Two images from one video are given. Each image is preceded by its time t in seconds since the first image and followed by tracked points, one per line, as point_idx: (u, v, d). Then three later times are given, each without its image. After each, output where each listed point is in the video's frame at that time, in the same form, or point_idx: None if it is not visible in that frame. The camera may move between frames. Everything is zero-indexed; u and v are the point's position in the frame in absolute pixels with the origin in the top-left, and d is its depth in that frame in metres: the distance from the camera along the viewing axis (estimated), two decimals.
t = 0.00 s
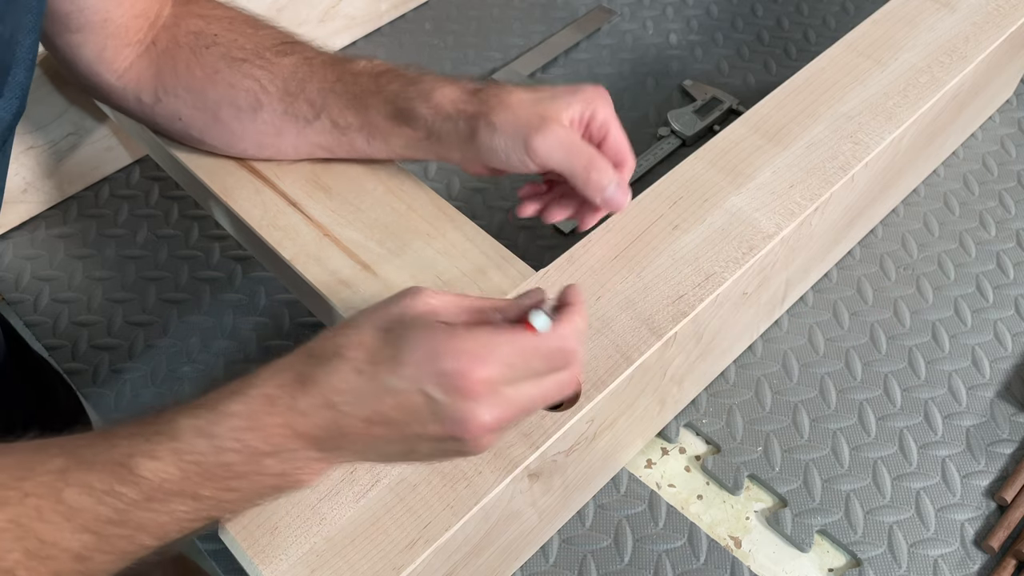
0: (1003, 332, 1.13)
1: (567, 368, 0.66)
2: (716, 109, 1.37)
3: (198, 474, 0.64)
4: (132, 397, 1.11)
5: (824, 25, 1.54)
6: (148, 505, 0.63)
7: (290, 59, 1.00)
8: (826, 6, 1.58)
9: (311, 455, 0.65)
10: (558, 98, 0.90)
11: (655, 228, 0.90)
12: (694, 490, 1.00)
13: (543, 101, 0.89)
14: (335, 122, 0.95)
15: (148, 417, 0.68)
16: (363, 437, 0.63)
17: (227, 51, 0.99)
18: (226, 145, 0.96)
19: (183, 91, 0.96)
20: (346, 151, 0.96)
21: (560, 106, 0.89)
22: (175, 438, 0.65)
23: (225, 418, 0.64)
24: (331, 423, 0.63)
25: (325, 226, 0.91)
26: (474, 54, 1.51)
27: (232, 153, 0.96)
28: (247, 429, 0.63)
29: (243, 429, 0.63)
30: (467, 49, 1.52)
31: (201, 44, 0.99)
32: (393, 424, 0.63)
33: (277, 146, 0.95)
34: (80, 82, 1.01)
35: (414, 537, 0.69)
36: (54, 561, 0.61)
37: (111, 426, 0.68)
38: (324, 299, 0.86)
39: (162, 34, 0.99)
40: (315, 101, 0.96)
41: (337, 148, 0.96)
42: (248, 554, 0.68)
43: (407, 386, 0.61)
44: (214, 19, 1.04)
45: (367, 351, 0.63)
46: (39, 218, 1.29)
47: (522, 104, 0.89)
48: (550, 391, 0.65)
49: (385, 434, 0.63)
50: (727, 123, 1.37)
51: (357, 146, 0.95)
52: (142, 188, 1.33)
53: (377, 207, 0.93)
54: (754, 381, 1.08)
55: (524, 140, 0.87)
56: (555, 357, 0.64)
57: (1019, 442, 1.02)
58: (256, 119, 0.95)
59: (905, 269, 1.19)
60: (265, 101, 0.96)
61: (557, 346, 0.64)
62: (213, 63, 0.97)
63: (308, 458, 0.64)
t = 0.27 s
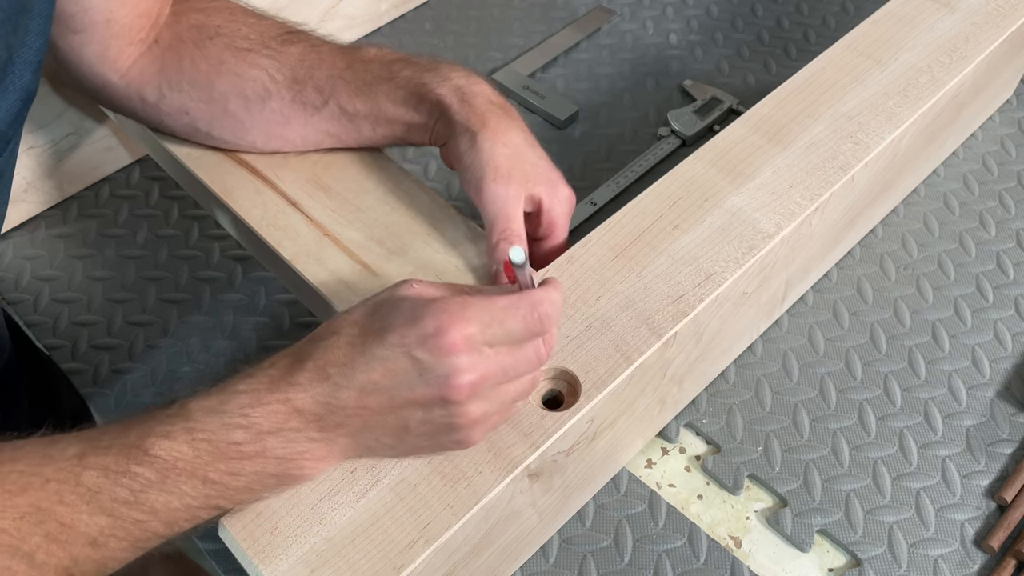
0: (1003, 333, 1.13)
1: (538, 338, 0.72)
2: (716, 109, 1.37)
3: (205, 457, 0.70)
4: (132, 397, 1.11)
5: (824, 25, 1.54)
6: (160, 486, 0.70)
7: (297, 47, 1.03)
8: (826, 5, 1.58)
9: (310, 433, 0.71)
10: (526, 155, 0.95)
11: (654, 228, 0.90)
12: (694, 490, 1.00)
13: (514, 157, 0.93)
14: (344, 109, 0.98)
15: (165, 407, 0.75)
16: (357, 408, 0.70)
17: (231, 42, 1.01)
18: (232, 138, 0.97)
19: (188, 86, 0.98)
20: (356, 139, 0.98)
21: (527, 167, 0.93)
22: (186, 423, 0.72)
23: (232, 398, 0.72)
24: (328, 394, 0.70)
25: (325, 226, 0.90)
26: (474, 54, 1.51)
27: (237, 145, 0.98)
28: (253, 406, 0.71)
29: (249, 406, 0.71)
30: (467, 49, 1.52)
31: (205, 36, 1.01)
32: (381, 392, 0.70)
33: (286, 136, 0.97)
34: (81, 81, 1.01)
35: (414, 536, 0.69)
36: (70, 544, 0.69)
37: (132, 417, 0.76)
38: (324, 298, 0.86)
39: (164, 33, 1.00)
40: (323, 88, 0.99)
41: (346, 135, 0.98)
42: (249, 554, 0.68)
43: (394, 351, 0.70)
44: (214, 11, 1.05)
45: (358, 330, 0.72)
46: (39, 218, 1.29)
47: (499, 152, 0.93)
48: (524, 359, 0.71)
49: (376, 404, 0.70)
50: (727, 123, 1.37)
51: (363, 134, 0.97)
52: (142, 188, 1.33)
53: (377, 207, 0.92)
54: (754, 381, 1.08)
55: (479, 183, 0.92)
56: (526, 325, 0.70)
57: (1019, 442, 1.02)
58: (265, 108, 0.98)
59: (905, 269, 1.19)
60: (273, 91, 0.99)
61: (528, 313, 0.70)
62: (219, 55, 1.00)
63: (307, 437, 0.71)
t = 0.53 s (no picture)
0: (1003, 333, 1.13)
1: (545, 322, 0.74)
2: (716, 109, 1.37)
3: (219, 451, 0.71)
4: (132, 397, 1.11)
5: (824, 25, 1.54)
6: (174, 481, 0.70)
7: (294, 53, 1.03)
8: (826, 5, 1.58)
9: (322, 426, 0.72)
10: (527, 164, 0.95)
11: (654, 228, 0.90)
12: (694, 490, 1.00)
13: (515, 163, 0.94)
14: (340, 117, 0.98)
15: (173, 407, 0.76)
16: (370, 397, 0.72)
17: (229, 46, 1.01)
18: (227, 141, 0.97)
19: (185, 88, 0.98)
20: (349, 147, 0.97)
21: (528, 176, 0.93)
22: (201, 417, 0.73)
23: (244, 393, 0.74)
24: (339, 385, 0.73)
25: (325, 226, 0.90)
26: (474, 54, 1.51)
27: (233, 149, 0.97)
28: (265, 400, 0.73)
29: (261, 399, 0.73)
30: (467, 49, 1.52)
31: (204, 40, 1.01)
32: (392, 379, 0.73)
33: (280, 141, 0.97)
34: (80, 79, 1.01)
35: (414, 536, 0.69)
36: (84, 542, 0.68)
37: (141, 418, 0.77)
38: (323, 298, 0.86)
39: (164, 34, 1.00)
40: (320, 94, 0.99)
41: (339, 144, 0.97)
42: (249, 554, 0.68)
43: (407, 337, 0.72)
44: (214, 15, 1.06)
45: (369, 321, 0.75)
46: (39, 218, 1.29)
47: (500, 158, 0.93)
48: (532, 342, 0.73)
49: (389, 391, 0.73)
50: (726, 123, 1.37)
51: (359, 140, 0.97)
52: (142, 188, 1.33)
53: (377, 207, 0.92)
54: (754, 381, 1.08)
55: (483, 184, 0.92)
56: (532, 305, 0.72)
57: (1019, 442, 1.02)
58: (261, 113, 0.98)
59: (905, 269, 1.19)
60: (270, 97, 0.99)
61: (532, 293, 0.72)
62: (216, 59, 1.00)
63: (320, 430, 0.72)
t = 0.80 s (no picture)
0: (1003, 332, 1.13)
1: (542, 324, 0.75)
2: (716, 109, 1.37)
3: (219, 453, 0.71)
4: (132, 397, 1.11)
5: (824, 25, 1.54)
6: (174, 484, 0.70)
7: (294, 53, 1.03)
8: (826, 5, 1.58)
9: (323, 428, 0.72)
10: (527, 164, 0.95)
11: (655, 228, 0.90)
12: (694, 490, 1.00)
13: (515, 164, 0.94)
14: (340, 116, 0.98)
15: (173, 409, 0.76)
16: (371, 399, 0.73)
17: (229, 47, 1.01)
18: (227, 142, 0.97)
19: (185, 88, 0.98)
20: (350, 147, 0.97)
21: (528, 176, 0.93)
22: (200, 419, 0.73)
23: (245, 395, 0.74)
24: (340, 386, 0.73)
25: (325, 226, 0.90)
26: (474, 54, 1.51)
27: (232, 150, 0.97)
28: (266, 402, 0.73)
29: (262, 402, 0.73)
30: (466, 49, 1.52)
31: (204, 40, 1.01)
32: (393, 380, 0.73)
33: (280, 141, 0.97)
34: (80, 79, 1.01)
35: (414, 536, 0.69)
36: (83, 544, 0.68)
37: (143, 420, 0.77)
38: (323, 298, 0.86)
39: (164, 34, 1.01)
40: (320, 95, 0.99)
41: (340, 144, 0.97)
42: (249, 554, 0.68)
43: (409, 339, 0.73)
44: (214, 16, 1.06)
45: (369, 323, 0.76)
46: (39, 218, 1.29)
47: (501, 158, 0.93)
48: (530, 345, 0.74)
49: (390, 393, 0.73)
50: (726, 123, 1.37)
51: (359, 140, 0.97)
52: (142, 188, 1.33)
53: (377, 207, 0.93)
54: (754, 381, 1.08)
55: (483, 185, 0.92)
56: (531, 306, 0.73)
57: (1019, 442, 1.02)
58: (261, 114, 0.98)
59: (905, 269, 1.19)
60: (270, 97, 0.99)
61: (531, 294, 0.73)
62: (216, 59, 1.00)
63: (321, 432, 0.72)
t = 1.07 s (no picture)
0: (1003, 333, 1.13)
1: (541, 321, 0.76)
2: (716, 109, 1.37)
3: (220, 454, 0.71)
4: (132, 397, 1.11)
5: (824, 25, 1.54)
6: (176, 485, 0.70)
7: (294, 53, 1.03)
8: (826, 5, 1.58)
9: (324, 428, 0.72)
10: (527, 164, 0.95)
11: (654, 228, 0.90)
12: (694, 490, 1.00)
13: (515, 164, 0.94)
14: (340, 116, 0.98)
15: (174, 411, 0.76)
16: (372, 398, 0.73)
17: (229, 47, 1.01)
18: (227, 142, 0.97)
19: (185, 88, 0.98)
20: (350, 147, 0.97)
21: (528, 176, 0.93)
22: (201, 420, 0.73)
23: (246, 396, 0.74)
24: (341, 386, 0.73)
25: (325, 226, 0.90)
26: (474, 54, 1.51)
27: (232, 150, 0.97)
28: (267, 403, 0.73)
29: (264, 402, 0.73)
30: (466, 49, 1.52)
31: (204, 40, 1.01)
32: (394, 379, 0.73)
33: (280, 141, 0.97)
34: (80, 79, 1.01)
35: (414, 536, 0.69)
36: (85, 546, 0.68)
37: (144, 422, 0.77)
38: (324, 298, 0.86)
39: (164, 34, 1.01)
40: (320, 94, 0.99)
41: (341, 144, 0.97)
42: (249, 554, 0.68)
43: (409, 337, 0.73)
44: (214, 15, 1.06)
45: (370, 323, 0.75)
46: (39, 218, 1.29)
47: (501, 158, 0.93)
48: (529, 342, 0.75)
49: (391, 391, 0.73)
50: (726, 123, 1.37)
51: (359, 140, 0.97)
52: (142, 188, 1.33)
53: (377, 207, 0.93)
54: (754, 381, 1.08)
55: (483, 186, 0.92)
56: (530, 302, 0.74)
57: (1019, 442, 1.02)
58: (261, 114, 0.98)
59: (905, 269, 1.19)
60: (270, 97, 0.99)
61: (530, 290, 0.74)
62: (217, 60, 1.00)
63: (322, 432, 0.72)
